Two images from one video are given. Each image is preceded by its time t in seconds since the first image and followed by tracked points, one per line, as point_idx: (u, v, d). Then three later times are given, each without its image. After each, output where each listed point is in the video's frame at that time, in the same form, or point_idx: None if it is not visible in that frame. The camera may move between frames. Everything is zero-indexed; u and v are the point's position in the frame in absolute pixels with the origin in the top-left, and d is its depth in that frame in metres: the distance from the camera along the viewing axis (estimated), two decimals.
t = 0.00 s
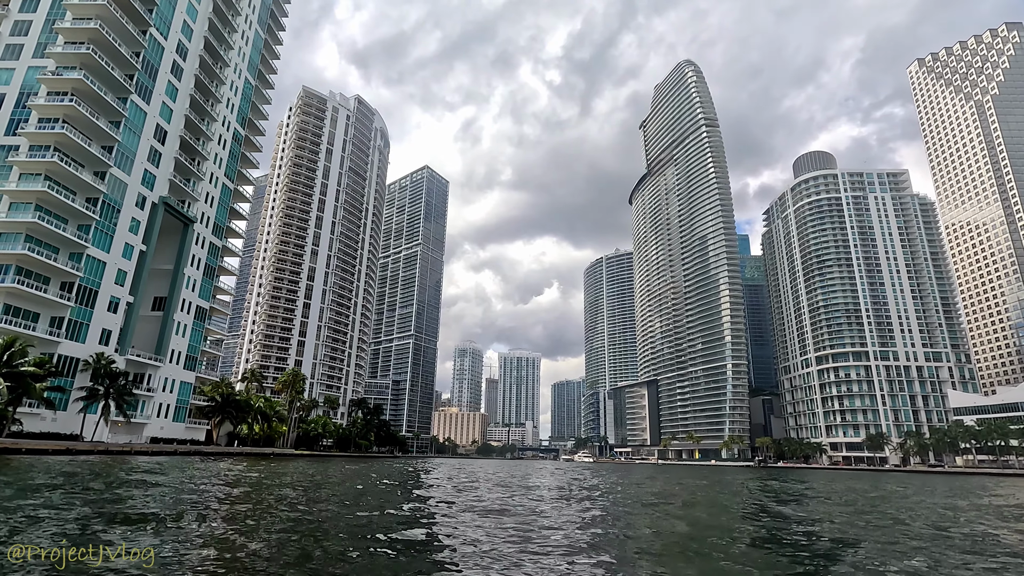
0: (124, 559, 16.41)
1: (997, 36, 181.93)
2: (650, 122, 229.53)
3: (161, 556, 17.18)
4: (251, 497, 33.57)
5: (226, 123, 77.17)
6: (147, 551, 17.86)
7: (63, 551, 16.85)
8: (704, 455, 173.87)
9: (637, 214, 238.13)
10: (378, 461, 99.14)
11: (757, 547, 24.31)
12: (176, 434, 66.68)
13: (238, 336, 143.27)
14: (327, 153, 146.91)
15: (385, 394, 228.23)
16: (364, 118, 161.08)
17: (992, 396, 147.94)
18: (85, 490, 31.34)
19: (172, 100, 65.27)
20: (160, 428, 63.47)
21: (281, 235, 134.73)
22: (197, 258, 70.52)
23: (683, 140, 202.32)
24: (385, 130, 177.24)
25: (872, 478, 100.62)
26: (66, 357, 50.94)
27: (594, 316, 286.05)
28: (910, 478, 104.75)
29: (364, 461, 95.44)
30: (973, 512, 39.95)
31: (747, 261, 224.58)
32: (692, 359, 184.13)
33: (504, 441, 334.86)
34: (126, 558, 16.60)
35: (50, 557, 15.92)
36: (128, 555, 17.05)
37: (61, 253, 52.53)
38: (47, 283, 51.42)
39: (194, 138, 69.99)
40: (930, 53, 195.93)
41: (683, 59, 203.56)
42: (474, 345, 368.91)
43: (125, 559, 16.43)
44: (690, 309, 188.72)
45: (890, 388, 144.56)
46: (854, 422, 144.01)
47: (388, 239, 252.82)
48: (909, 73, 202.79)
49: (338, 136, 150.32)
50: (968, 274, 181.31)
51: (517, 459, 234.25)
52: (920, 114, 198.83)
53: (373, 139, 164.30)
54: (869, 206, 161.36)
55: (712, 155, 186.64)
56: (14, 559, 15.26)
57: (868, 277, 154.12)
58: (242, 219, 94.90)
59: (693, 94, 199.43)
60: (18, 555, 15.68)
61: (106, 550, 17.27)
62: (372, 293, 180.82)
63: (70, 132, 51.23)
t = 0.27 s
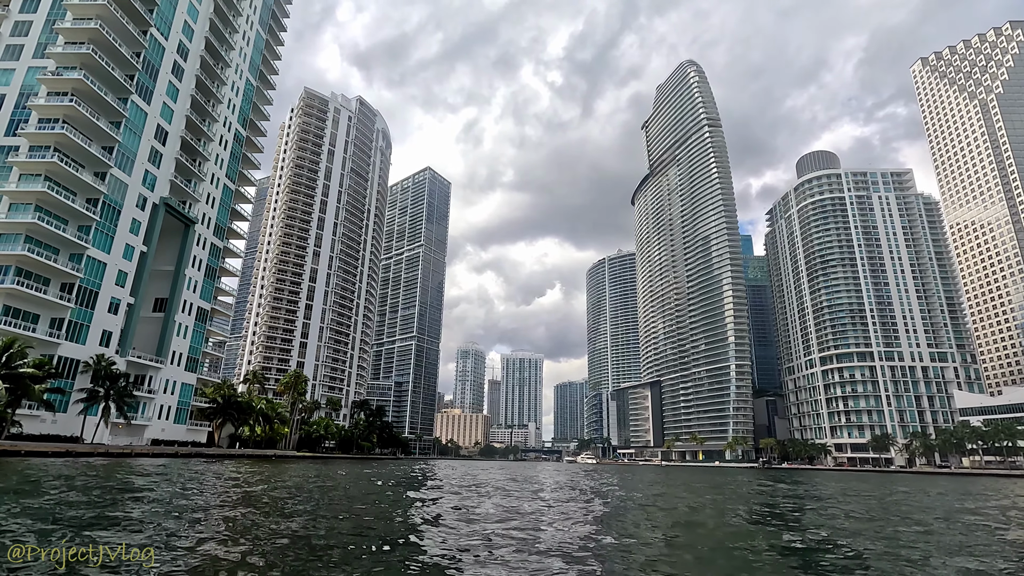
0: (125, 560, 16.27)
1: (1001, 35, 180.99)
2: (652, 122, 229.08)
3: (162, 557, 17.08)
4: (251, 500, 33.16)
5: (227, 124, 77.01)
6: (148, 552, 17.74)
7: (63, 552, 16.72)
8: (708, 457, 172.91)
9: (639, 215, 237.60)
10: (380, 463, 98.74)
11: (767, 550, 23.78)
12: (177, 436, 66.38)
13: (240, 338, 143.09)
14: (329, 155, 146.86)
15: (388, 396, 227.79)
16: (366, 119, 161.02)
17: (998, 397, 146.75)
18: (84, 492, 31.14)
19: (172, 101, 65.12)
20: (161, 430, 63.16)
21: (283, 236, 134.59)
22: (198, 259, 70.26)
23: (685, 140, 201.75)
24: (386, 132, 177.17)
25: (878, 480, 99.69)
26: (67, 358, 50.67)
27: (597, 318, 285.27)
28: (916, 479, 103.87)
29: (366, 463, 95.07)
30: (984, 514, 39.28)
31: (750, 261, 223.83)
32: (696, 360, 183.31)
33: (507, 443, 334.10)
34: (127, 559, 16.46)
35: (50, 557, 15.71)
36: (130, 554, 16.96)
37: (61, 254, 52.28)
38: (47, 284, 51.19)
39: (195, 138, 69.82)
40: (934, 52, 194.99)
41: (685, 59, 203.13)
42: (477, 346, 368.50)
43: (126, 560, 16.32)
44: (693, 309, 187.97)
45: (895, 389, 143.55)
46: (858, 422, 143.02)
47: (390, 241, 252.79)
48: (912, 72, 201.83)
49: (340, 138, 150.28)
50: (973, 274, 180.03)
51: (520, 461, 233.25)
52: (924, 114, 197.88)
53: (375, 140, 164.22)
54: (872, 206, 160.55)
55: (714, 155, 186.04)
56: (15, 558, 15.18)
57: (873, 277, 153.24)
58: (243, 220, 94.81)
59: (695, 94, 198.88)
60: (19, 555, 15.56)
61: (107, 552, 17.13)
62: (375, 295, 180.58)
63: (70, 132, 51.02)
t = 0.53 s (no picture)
0: (125, 560, 16.11)
1: (1003, 34, 180.39)
2: (654, 123, 228.71)
3: (164, 557, 16.95)
4: (252, 502, 32.67)
5: (228, 124, 76.79)
6: (148, 552, 17.60)
7: (64, 551, 16.56)
8: (711, 458, 172.01)
9: (641, 216, 237.10)
10: (381, 465, 98.28)
11: (773, 552, 23.40)
12: (177, 438, 65.99)
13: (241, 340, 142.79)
14: (330, 156, 146.71)
15: (389, 397, 227.30)
16: (367, 120, 160.86)
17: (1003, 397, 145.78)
18: (81, 494, 30.79)
19: (172, 101, 64.87)
20: (161, 432, 62.76)
21: (285, 237, 134.36)
22: (199, 259, 69.95)
23: (687, 140, 201.28)
24: (388, 133, 177.11)
25: (883, 481, 98.86)
26: (66, 359, 50.34)
27: (599, 319, 284.63)
28: (922, 480, 103.10)
29: (368, 465, 94.60)
30: (992, 515, 38.66)
31: (752, 262, 223.13)
32: (698, 361, 182.60)
33: (509, 444, 333.36)
34: (128, 559, 16.30)
35: (50, 557, 15.55)
36: (131, 555, 16.84)
37: (60, 254, 51.99)
38: (46, 285, 50.88)
39: (195, 138, 69.59)
40: (937, 52, 194.06)
41: (686, 60, 202.75)
42: (478, 347, 368.10)
43: (127, 560, 16.17)
44: (695, 310, 187.30)
45: (900, 389, 142.64)
46: (862, 424, 142.16)
47: (392, 242, 252.65)
48: (915, 71, 200.83)
49: (341, 139, 150.12)
50: (977, 274, 178.92)
51: (522, 463, 232.57)
52: (927, 113, 197.18)
53: (376, 141, 164.07)
54: (876, 206, 159.71)
55: (716, 156, 185.46)
56: (16, 557, 15.07)
57: (876, 277, 152.51)
58: (244, 221, 94.59)
59: (696, 95, 198.42)
60: (21, 554, 15.41)
61: (108, 552, 16.97)
62: (376, 296, 180.33)
63: (68, 132, 50.76)
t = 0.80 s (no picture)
0: (125, 560, 16.02)
1: (1003, 34, 180.24)
2: (654, 124, 228.47)
3: (163, 557, 16.86)
4: (249, 504, 32.19)
5: (226, 124, 76.41)
6: (147, 552, 17.51)
7: (63, 552, 16.44)
8: (711, 459, 171.44)
9: (641, 217, 236.81)
10: (381, 467, 97.73)
11: (777, 554, 22.93)
12: (175, 439, 65.46)
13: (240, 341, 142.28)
14: (329, 156, 146.36)
15: (389, 399, 226.65)
16: (367, 121, 160.55)
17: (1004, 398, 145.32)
18: (74, 495, 30.39)
19: (170, 100, 64.47)
20: (158, 433, 62.20)
21: (284, 238, 133.88)
22: (196, 259, 69.50)
23: (687, 141, 201.03)
24: (387, 134, 176.85)
25: (884, 482, 98.34)
26: (61, 360, 49.80)
27: (599, 320, 284.20)
28: (923, 481, 102.71)
29: (367, 467, 94.05)
30: (995, 517, 38.23)
31: (752, 263, 222.81)
32: (698, 362, 182.11)
33: (509, 446, 332.61)
34: (127, 559, 16.20)
35: (49, 557, 15.43)
36: (130, 555, 16.75)
37: (56, 254, 51.54)
38: (41, 285, 50.43)
39: (193, 138, 69.21)
40: (936, 52, 193.66)
41: (686, 60, 202.56)
42: (478, 349, 367.52)
43: (126, 560, 16.08)
44: (695, 311, 186.89)
45: (901, 390, 142.18)
46: (864, 425, 141.63)
47: (391, 243, 252.26)
48: (915, 72, 200.36)
49: (340, 139, 149.78)
50: (977, 274, 178.58)
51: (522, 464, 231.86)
52: (927, 114, 196.96)
53: (375, 141, 163.74)
54: (876, 206, 159.35)
55: (716, 156, 185.14)
56: (15, 557, 14.97)
57: (877, 278, 152.14)
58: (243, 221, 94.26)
59: (696, 95, 198.13)
60: (19, 554, 15.31)
61: (107, 552, 16.86)
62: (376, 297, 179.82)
63: (64, 131, 50.36)
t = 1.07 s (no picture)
0: (123, 560, 15.88)
1: (1002, 36, 180.40)
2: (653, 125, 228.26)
3: (162, 556, 16.76)
4: (246, 505, 31.85)
5: (223, 123, 75.98)
6: (147, 552, 17.43)
7: (62, 552, 16.36)
8: (711, 461, 170.92)
9: (640, 218, 236.56)
10: (379, 469, 97.09)
11: (782, 556, 22.49)
12: (170, 441, 64.80)
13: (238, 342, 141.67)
14: (328, 156, 145.89)
15: (388, 400, 225.87)
16: (365, 121, 160.17)
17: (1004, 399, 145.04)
18: (66, 496, 29.92)
19: (166, 99, 63.99)
20: (154, 435, 61.54)
21: (282, 239, 133.21)
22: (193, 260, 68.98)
23: (686, 142, 200.77)
24: (386, 134, 176.41)
25: (884, 484, 97.98)
26: (54, 361, 49.21)
27: (598, 321, 283.76)
28: (924, 482, 102.31)
29: (365, 469, 93.41)
30: (1000, 518, 37.80)
31: (751, 264, 222.68)
32: (698, 363, 181.64)
33: (508, 448, 331.87)
34: (125, 559, 16.07)
35: (48, 557, 15.34)
36: (129, 554, 16.69)
37: (50, 254, 50.99)
38: (35, 285, 49.91)
39: (190, 137, 68.76)
40: (935, 53, 193.79)
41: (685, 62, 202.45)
42: (477, 350, 366.77)
43: (126, 560, 15.99)
44: (695, 312, 186.55)
45: (901, 391, 141.85)
46: (864, 426, 141.27)
47: (390, 245, 251.72)
48: (914, 73, 200.27)
49: (339, 140, 149.36)
50: (977, 275, 178.44)
51: (521, 466, 231.07)
52: (925, 115, 197.03)
53: (374, 142, 163.30)
54: (876, 207, 159.09)
55: (716, 157, 184.87)
56: (13, 557, 14.83)
57: (876, 278, 151.86)
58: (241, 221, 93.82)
59: (695, 96, 197.89)
60: (17, 555, 15.19)
61: (107, 552, 16.75)
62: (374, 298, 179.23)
63: (58, 129, 49.91)
